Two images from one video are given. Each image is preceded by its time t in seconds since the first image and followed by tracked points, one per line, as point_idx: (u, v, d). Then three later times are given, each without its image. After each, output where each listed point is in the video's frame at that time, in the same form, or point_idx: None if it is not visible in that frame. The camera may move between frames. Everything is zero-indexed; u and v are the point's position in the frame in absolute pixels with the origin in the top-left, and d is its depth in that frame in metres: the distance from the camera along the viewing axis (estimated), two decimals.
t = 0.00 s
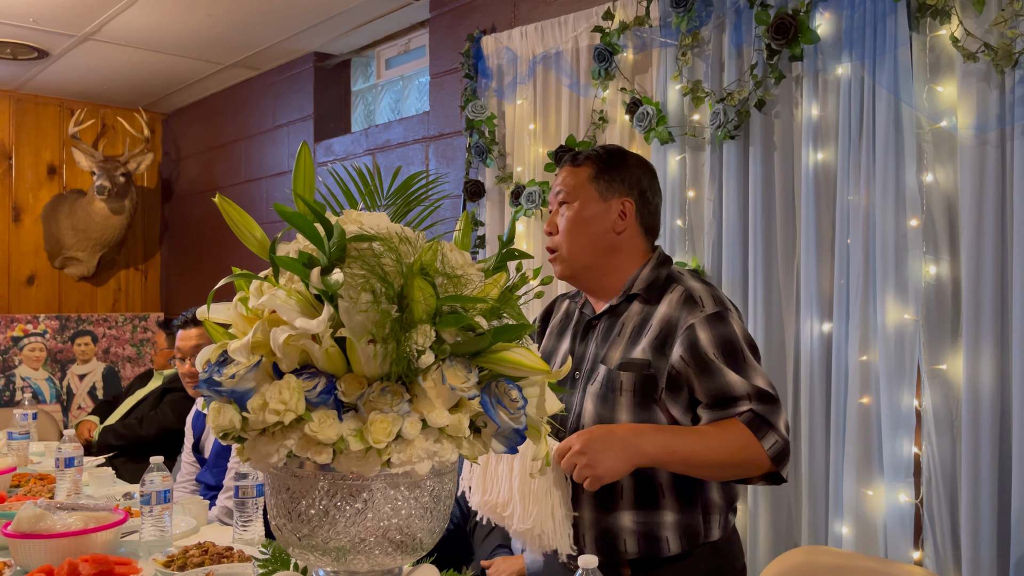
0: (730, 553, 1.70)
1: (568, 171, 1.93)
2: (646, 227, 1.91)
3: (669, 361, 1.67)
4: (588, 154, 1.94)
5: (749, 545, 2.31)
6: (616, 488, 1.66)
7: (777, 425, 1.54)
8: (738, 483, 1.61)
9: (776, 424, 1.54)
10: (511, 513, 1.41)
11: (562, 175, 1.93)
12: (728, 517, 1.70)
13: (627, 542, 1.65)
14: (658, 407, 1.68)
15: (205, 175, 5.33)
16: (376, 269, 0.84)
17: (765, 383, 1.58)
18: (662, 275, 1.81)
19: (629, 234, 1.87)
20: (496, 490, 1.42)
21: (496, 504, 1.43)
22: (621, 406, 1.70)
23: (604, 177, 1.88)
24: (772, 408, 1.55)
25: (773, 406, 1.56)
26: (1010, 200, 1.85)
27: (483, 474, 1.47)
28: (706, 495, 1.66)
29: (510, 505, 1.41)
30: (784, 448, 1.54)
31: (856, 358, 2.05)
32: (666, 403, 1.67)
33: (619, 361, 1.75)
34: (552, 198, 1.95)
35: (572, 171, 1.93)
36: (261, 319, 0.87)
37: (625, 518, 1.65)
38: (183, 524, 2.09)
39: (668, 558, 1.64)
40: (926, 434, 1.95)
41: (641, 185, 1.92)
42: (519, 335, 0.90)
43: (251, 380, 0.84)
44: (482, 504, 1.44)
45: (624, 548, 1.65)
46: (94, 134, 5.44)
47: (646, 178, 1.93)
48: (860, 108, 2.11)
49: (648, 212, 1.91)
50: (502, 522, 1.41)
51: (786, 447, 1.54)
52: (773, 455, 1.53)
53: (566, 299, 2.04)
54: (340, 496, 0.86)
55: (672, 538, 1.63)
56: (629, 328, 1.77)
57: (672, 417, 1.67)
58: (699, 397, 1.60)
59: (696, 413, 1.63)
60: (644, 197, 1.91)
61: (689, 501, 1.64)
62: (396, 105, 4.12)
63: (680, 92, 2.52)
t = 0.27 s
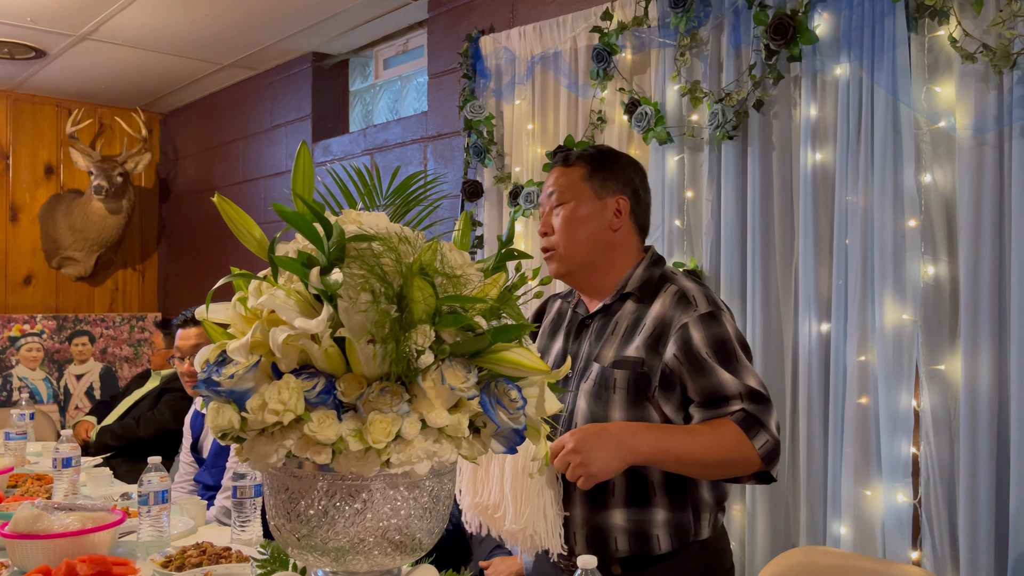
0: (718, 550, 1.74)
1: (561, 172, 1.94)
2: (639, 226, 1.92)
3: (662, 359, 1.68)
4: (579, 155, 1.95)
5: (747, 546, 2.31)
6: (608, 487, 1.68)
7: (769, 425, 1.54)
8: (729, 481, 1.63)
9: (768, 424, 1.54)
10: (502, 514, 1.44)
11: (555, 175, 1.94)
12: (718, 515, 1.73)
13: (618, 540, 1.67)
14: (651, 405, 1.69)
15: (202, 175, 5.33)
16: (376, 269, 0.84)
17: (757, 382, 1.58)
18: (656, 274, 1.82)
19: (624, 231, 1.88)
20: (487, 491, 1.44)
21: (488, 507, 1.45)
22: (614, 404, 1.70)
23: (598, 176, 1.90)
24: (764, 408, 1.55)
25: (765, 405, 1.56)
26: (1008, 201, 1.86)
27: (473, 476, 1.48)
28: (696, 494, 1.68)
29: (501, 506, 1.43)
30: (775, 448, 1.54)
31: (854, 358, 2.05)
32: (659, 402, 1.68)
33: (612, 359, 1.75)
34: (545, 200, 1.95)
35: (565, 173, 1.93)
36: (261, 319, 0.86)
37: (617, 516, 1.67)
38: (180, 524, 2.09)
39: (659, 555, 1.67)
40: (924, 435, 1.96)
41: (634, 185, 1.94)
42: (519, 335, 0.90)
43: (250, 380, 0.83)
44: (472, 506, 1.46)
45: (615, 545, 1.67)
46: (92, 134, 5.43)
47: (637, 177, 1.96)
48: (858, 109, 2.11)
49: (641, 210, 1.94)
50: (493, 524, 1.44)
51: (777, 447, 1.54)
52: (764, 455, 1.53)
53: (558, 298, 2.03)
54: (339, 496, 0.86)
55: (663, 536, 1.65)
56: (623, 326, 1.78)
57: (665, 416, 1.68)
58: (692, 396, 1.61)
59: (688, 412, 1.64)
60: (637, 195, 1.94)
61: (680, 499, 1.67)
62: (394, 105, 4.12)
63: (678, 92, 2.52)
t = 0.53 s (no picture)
0: (710, 550, 1.74)
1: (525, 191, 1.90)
2: (614, 225, 1.90)
3: (649, 361, 1.71)
4: (539, 169, 1.90)
5: (745, 547, 2.31)
6: (598, 486, 1.70)
7: (755, 423, 1.58)
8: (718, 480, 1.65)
9: (754, 422, 1.57)
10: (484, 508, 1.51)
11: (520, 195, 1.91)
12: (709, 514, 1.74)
13: (609, 539, 1.69)
14: (639, 406, 1.72)
15: (199, 175, 5.32)
16: (374, 269, 0.84)
17: (743, 381, 1.61)
18: (642, 275, 1.84)
19: (597, 237, 1.86)
20: (471, 486, 1.56)
21: (472, 502, 1.55)
22: (602, 406, 1.75)
23: (560, 190, 1.85)
24: (750, 406, 1.59)
25: (751, 404, 1.59)
26: (1005, 202, 1.86)
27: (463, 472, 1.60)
28: (686, 492, 1.69)
29: (484, 500, 1.53)
30: (761, 445, 1.58)
31: (852, 359, 2.06)
32: (647, 402, 1.72)
33: (600, 360, 1.79)
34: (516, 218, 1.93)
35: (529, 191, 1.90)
36: (259, 320, 0.86)
37: (607, 516, 1.69)
38: (177, 525, 2.09)
39: (651, 555, 1.67)
40: (921, 435, 1.96)
41: (601, 190, 1.89)
42: (518, 336, 0.90)
43: (248, 381, 0.83)
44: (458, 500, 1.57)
45: (606, 545, 1.69)
46: (88, 134, 5.42)
47: (601, 180, 1.90)
48: (856, 110, 2.11)
49: (611, 211, 1.90)
50: (476, 517, 1.53)
51: (764, 444, 1.58)
52: (751, 452, 1.57)
53: (548, 301, 2.07)
54: (338, 497, 0.85)
55: (654, 535, 1.66)
56: (610, 328, 1.82)
57: (653, 416, 1.72)
58: (679, 396, 1.64)
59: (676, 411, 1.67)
60: (604, 198, 1.89)
61: (670, 499, 1.67)
62: (391, 105, 4.12)
63: (676, 93, 2.51)
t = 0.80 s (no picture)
0: (701, 550, 1.74)
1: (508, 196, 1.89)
2: (599, 227, 1.90)
3: (634, 361, 1.71)
4: (522, 175, 1.89)
5: (742, 548, 2.31)
6: (588, 486, 1.70)
7: (739, 422, 1.57)
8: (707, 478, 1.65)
9: (738, 421, 1.57)
10: (480, 511, 1.50)
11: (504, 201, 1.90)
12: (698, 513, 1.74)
13: (600, 541, 1.69)
14: (626, 406, 1.72)
15: (194, 176, 5.31)
16: (373, 271, 0.83)
17: (728, 380, 1.61)
18: (628, 276, 1.83)
19: (582, 240, 1.87)
20: (466, 489, 1.53)
21: (467, 504, 1.52)
22: (590, 406, 1.75)
23: (544, 195, 1.85)
24: (733, 405, 1.58)
25: (735, 403, 1.59)
26: (1000, 204, 1.87)
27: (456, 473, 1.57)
28: (676, 491, 1.70)
29: (479, 504, 1.51)
30: (746, 444, 1.58)
31: (848, 361, 2.06)
32: (633, 402, 1.71)
33: (587, 361, 1.79)
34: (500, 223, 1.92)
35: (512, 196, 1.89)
36: (257, 322, 0.86)
37: (598, 517, 1.70)
38: (172, 527, 2.08)
39: (641, 555, 1.68)
40: (917, 437, 1.96)
41: (585, 193, 1.89)
42: (516, 338, 0.90)
43: (246, 384, 0.83)
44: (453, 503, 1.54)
45: (597, 546, 1.69)
46: (83, 134, 5.40)
47: (585, 183, 1.90)
48: (852, 112, 2.12)
49: (596, 213, 1.90)
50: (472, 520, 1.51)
51: (748, 443, 1.57)
52: (735, 452, 1.56)
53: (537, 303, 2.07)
54: (336, 500, 0.85)
55: (644, 535, 1.67)
56: (596, 329, 1.82)
57: (639, 416, 1.71)
58: (663, 395, 1.65)
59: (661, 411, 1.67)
60: (588, 200, 1.89)
61: (659, 497, 1.68)
62: (387, 106, 4.12)
63: (672, 95, 2.52)
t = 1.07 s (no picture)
0: (693, 552, 1.75)
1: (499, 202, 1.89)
2: (589, 232, 1.91)
3: (625, 363, 1.71)
4: (514, 180, 1.89)
5: (737, 552, 2.32)
6: (580, 489, 1.71)
7: (730, 422, 1.58)
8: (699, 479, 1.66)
9: (729, 420, 1.58)
10: (474, 520, 1.47)
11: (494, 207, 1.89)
12: (689, 515, 1.75)
13: (593, 542, 1.69)
14: (617, 408, 1.72)
15: (188, 178, 5.30)
16: (371, 278, 0.83)
17: (718, 380, 1.62)
18: (617, 280, 1.85)
19: (573, 245, 1.87)
20: (460, 497, 1.50)
21: (461, 513, 1.49)
22: (580, 408, 1.74)
23: (536, 199, 1.85)
24: (725, 405, 1.59)
25: (726, 402, 1.60)
26: (995, 210, 1.88)
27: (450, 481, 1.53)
28: (668, 492, 1.71)
29: (474, 513, 1.48)
30: (738, 444, 1.58)
31: (843, 365, 2.07)
32: (624, 404, 1.71)
33: (578, 364, 1.79)
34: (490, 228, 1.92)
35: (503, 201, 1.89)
36: (255, 328, 0.86)
37: (590, 519, 1.70)
38: (166, 531, 2.08)
39: (634, 557, 1.68)
40: (911, 441, 1.97)
41: (577, 198, 1.90)
42: (515, 344, 0.90)
43: (244, 390, 0.83)
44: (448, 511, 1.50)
45: (590, 548, 1.69)
46: (76, 135, 5.38)
47: (576, 188, 1.91)
48: (847, 116, 2.12)
49: (587, 219, 1.90)
50: (467, 529, 1.48)
51: (740, 443, 1.58)
52: (727, 451, 1.57)
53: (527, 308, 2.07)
54: (334, 507, 0.85)
55: (637, 537, 1.68)
56: (586, 332, 1.81)
57: (631, 418, 1.71)
58: (655, 396, 1.66)
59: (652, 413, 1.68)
60: (579, 206, 1.89)
61: (651, 498, 1.69)
62: (382, 109, 4.12)
63: (668, 99, 2.52)
